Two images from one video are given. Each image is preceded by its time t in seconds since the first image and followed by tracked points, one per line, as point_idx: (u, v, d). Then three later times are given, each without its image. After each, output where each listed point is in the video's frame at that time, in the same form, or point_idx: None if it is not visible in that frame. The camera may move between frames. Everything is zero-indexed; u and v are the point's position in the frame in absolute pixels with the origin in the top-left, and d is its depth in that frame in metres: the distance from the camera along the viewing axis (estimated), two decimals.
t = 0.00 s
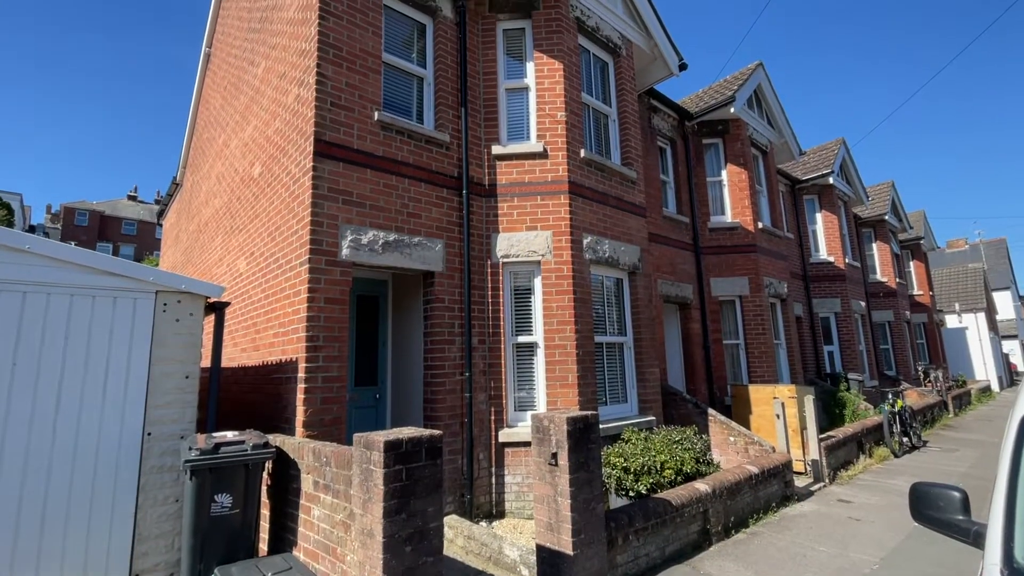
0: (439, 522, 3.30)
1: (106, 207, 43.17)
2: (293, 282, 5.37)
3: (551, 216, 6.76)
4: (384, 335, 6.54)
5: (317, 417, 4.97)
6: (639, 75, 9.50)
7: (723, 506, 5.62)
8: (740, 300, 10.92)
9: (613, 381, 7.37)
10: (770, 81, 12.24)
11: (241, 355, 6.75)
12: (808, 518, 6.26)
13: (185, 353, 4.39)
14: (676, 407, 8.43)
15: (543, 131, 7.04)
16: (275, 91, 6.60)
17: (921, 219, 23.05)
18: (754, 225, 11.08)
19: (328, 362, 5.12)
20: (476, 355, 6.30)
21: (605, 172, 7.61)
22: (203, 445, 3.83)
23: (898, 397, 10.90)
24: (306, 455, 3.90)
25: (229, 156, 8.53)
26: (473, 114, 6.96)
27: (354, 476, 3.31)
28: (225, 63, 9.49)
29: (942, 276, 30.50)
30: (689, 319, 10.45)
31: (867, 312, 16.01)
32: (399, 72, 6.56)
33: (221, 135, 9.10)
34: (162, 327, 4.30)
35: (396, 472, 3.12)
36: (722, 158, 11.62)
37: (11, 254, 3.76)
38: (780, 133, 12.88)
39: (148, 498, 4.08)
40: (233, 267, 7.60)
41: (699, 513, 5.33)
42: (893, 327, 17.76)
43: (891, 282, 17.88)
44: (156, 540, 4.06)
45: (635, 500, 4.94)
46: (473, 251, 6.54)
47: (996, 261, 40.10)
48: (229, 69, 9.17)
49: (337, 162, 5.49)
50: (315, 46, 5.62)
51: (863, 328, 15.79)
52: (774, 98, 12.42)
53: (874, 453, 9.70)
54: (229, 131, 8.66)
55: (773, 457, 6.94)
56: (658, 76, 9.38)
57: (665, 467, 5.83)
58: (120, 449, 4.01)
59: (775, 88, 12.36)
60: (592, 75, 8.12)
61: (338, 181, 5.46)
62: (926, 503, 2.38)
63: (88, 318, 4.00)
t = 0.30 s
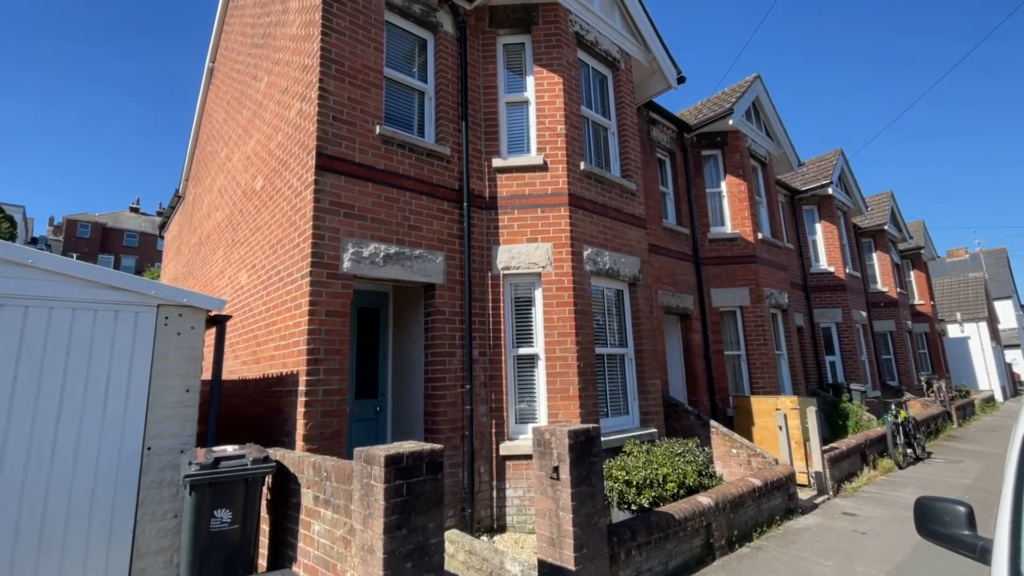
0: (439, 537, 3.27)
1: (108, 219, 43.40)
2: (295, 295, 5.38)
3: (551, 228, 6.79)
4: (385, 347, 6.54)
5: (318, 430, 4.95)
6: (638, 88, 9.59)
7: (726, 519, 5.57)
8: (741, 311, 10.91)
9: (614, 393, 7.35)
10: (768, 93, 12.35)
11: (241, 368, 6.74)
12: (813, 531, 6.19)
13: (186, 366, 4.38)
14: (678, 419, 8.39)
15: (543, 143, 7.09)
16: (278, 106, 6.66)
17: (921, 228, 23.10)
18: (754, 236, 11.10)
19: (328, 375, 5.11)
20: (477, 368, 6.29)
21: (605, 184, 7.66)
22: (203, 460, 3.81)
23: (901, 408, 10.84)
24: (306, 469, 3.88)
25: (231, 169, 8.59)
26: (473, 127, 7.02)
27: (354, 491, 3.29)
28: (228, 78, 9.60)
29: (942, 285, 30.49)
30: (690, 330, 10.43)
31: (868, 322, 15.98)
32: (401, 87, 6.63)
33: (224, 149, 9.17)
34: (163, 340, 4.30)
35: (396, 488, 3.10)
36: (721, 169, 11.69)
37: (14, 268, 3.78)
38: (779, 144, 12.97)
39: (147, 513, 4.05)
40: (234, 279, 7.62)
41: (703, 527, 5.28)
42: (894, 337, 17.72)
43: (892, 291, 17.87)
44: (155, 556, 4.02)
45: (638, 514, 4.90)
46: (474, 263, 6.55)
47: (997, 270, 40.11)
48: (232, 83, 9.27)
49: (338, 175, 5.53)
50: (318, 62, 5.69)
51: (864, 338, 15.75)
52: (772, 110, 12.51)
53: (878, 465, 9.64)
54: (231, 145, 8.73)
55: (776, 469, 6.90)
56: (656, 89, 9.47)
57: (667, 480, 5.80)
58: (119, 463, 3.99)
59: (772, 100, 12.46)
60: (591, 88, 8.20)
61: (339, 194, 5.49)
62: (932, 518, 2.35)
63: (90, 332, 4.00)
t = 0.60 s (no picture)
0: (441, 555, 3.23)
1: (111, 232, 43.59)
2: (296, 310, 5.39)
3: (551, 242, 6.81)
4: (386, 360, 6.56)
5: (319, 445, 4.93)
6: (636, 102, 9.68)
7: (730, 535, 5.51)
8: (742, 323, 10.90)
9: (616, 407, 7.32)
10: (766, 107, 12.46)
11: (242, 382, 6.73)
12: (818, 547, 6.12)
13: (187, 382, 4.38)
14: (680, 432, 8.34)
15: (543, 158, 7.15)
16: (281, 121, 6.73)
17: (921, 239, 23.14)
18: (754, 247, 11.13)
19: (329, 390, 5.10)
20: (478, 382, 6.28)
21: (605, 197, 7.70)
22: (203, 476, 3.79)
23: (905, 420, 10.76)
24: (307, 486, 3.86)
25: (234, 184, 8.65)
26: (474, 142, 7.08)
27: (355, 508, 3.28)
28: (231, 93, 9.71)
29: (943, 295, 30.46)
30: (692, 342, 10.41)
31: (870, 333, 15.95)
32: (402, 103, 6.70)
33: (226, 164, 9.24)
34: (165, 356, 4.29)
35: (397, 505, 3.08)
36: (721, 182, 11.76)
37: (17, 284, 3.80)
38: (777, 156, 13.04)
39: (146, 530, 4.02)
40: (235, 293, 7.65)
41: (706, 542, 5.23)
42: (897, 348, 17.67)
43: (893, 302, 17.85)
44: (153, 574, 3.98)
45: (641, 530, 4.86)
46: (475, 277, 6.58)
47: (998, 280, 40.08)
48: (236, 99, 9.37)
49: (340, 191, 5.57)
50: (321, 79, 5.76)
51: (867, 349, 15.70)
52: (770, 123, 12.60)
53: (883, 478, 9.57)
54: (234, 160, 8.81)
55: (779, 483, 6.84)
56: (655, 103, 9.56)
57: (670, 495, 5.74)
58: (119, 480, 3.97)
59: (770, 113, 12.55)
60: (590, 102, 8.28)
61: (341, 209, 5.53)
62: (937, 535, 2.34)
63: (91, 347, 4.01)
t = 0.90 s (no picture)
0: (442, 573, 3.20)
1: (113, 245, 43.74)
2: (297, 325, 5.40)
3: (552, 256, 6.83)
4: (387, 374, 6.55)
5: (319, 461, 4.90)
6: (635, 116, 9.78)
7: (734, 550, 5.45)
8: (744, 335, 10.87)
9: (618, 421, 7.29)
10: (764, 120, 12.57)
11: (243, 398, 6.71)
12: (824, 563, 6.04)
13: (188, 397, 4.38)
14: (683, 446, 8.28)
15: (543, 172, 7.20)
16: (284, 138, 6.79)
17: (921, 250, 23.18)
18: (755, 260, 11.15)
19: (330, 405, 5.08)
20: (480, 396, 6.26)
21: (605, 211, 7.74)
22: (203, 493, 3.76)
23: (910, 433, 10.68)
24: (307, 503, 3.84)
25: (236, 198, 8.71)
26: (475, 157, 7.15)
27: (356, 525, 3.26)
28: (235, 110, 9.82)
29: (945, 305, 30.42)
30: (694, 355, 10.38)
31: (872, 345, 15.90)
32: (404, 119, 6.78)
33: (229, 179, 9.32)
34: (166, 372, 4.30)
35: (398, 523, 3.06)
36: (720, 195, 11.82)
37: (20, 301, 3.81)
38: (776, 169, 13.13)
39: (145, 549, 3.98)
40: (237, 308, 7.65)
41: (711, 559, 5.16)
42: (899, 359, 17.61)
43: (895, 313, 17.82)
44: None
45: (645, 547, 4.80)
46: (477, 291, 6.60)
47: (999, 289, 40.05)
48: (239, 115, 9.48)
49: (342, 206, 5.61)
50: (323, 96, 5.83)
51: (869, 360, 15.65)
52: (769, 136, 12.70)
53: (889, 492, 9.48)
54: (237, 175, 8.88)
55: (783, 498, 6.78)
56: (654, 117, 9.65)
57: (673, 510, 5.69)
58: (118, 497, 3.95)
59: (769, 127, 12.65)
60: (590, 117, 8.36)
61: (342, 224, 5.56)
62: (942, 552, 2.32)
63: (93, 364, 4.01)
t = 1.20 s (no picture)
0: None
1: (115, 257, 43.86)
2: (298, 339, 5.41)
3: (553, 269, 6.85)
4: (388, 387, 6.54)
5: (320, 476, 4.87)
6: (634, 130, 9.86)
7: (738, 566, 5.39)
8: (745, 346, 10.85)
9: (620, 434, 7.25)
10: (762, 133, 12.66)
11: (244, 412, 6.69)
12: None
13: (189, 412, 4.37)
14: (686, 459, 8.23)
15: (544, 186, 7.24)
16: (286, 152, 6.84)
17: (921, 260, 23.21)
18: (755, 271, 11.16)
19: (330, 419, 5.07)
20: (481, 409, 6.24)
21: (605, 224, 7.78)
22: (203, 510, 3.73)
23: (914, 445, 10.61)
24: (308, 519, 3.82)
25: (239, 212, 8.76)
26: (476, 171, 7.21)
27: (357, 542, 3.24)
28: (238, 124, 9.91)
29: (947, 315, 30.34)
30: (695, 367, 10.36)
31: (874, 356, 15.85)
32: (406, 134, 6.85)
33: (232, 193, 9.38)
34: (167, 386, 4.30)
35: (400, 540, 3.04)
36: (720, 207, 11.87)
37: (23, 316, 3.83)
38: (775, 181, 13.20)
39: (143, 565, 3.95)
40: (239, 321, 7.64)
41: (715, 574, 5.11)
42: (902, 370, 17.54)
43: (897, 324, 17.79)
44: None
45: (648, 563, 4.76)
46: (478, 304, 6.61)
47: (1000, 299, 39.99)
48: (242, 129, 9.57)
49: (344, 220, 5.64)
50: (326, 112, 5.90)
51: (872, 371, 15.59)
52: (767, 148, 12.78)
53: (894, 505, 9.39)
54: (239, 189, 8.95)
55: (787, 512, 6.72)
56: (653, 131, 9.73)
57: (676, 525, 5.65)
58: (118, 513, 3.93)
59: (767, 139, 12.74)
60: (589, 131, 8.43)
61: (344, 238, 5.58)
62: (948, 568, 2.30)
63: (95, 379, 4.01)
